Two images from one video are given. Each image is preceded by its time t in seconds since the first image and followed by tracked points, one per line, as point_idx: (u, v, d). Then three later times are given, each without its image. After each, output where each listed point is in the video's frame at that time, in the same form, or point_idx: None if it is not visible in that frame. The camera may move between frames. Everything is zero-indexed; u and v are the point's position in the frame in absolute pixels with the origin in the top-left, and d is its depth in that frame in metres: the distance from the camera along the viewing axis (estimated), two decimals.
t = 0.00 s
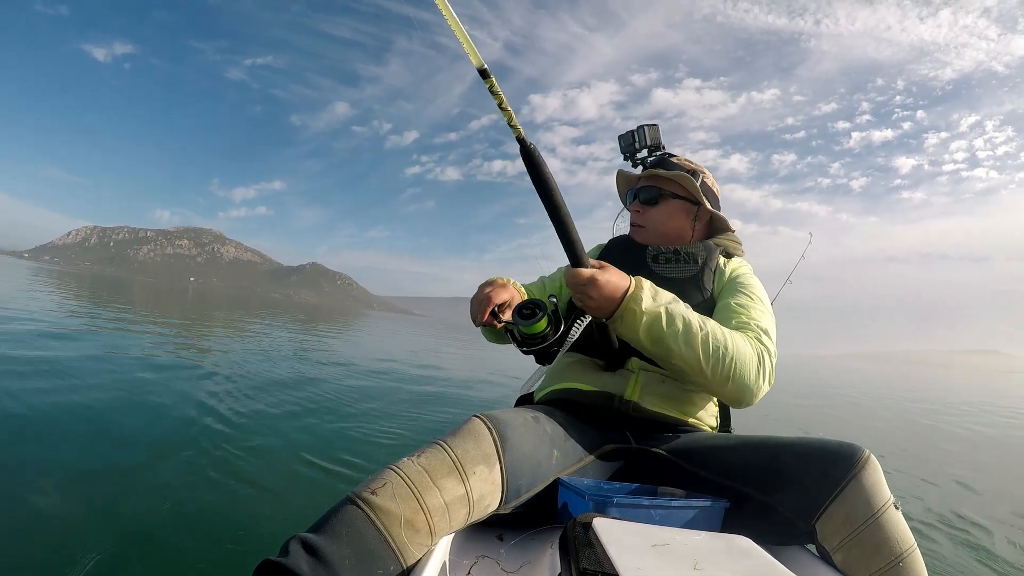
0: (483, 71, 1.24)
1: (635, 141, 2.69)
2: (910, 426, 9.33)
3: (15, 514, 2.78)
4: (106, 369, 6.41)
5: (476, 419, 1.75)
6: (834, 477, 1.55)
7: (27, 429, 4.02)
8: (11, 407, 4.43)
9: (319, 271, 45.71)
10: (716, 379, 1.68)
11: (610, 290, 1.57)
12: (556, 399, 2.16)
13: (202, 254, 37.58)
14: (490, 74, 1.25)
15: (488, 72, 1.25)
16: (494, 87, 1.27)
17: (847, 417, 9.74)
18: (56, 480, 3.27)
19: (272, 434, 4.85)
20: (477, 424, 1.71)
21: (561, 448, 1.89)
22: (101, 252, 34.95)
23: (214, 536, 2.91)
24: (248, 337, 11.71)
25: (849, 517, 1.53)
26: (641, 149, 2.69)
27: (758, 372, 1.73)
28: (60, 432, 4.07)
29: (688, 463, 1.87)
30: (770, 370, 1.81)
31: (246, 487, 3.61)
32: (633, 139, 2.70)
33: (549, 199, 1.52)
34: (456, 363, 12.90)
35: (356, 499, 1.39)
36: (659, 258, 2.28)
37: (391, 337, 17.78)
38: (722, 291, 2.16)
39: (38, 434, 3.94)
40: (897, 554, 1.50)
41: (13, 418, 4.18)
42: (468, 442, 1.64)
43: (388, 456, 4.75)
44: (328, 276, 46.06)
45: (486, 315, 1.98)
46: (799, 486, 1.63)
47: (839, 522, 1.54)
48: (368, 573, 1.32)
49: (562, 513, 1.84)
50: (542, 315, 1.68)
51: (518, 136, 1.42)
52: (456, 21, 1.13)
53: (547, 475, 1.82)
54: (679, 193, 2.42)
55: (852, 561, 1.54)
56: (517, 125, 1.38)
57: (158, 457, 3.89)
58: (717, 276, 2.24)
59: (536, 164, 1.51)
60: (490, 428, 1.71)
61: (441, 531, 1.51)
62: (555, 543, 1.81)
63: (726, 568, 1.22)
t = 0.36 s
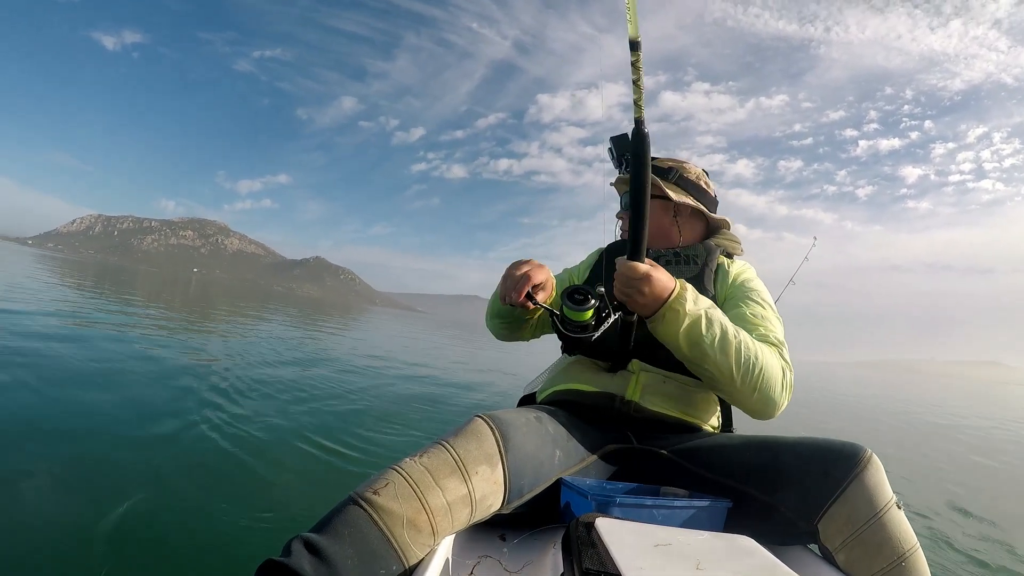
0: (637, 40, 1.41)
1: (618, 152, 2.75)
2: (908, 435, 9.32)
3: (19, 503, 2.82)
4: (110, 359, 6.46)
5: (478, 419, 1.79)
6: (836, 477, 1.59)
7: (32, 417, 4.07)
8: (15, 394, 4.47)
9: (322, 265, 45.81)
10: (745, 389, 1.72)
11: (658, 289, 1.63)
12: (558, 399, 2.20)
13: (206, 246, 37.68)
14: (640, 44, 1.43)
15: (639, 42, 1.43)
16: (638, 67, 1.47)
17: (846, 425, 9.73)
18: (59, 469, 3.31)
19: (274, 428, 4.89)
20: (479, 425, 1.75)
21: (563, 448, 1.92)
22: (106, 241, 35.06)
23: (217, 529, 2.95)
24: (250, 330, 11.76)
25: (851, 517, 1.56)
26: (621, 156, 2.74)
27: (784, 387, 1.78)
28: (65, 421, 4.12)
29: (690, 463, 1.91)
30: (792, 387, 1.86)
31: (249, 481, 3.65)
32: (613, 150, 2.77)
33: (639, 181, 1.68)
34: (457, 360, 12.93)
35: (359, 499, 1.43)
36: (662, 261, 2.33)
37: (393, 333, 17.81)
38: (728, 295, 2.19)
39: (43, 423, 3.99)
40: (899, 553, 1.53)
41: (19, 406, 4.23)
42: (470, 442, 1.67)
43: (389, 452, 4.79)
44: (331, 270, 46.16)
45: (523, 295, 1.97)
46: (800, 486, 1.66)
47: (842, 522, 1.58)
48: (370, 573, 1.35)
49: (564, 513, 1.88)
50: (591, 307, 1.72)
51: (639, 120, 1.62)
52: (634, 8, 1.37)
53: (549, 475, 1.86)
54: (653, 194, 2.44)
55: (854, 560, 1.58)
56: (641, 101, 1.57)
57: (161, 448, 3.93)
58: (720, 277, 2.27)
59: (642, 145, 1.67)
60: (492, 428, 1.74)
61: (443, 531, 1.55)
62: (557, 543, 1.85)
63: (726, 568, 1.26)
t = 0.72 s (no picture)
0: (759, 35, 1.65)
1: (607, 156, 2.78)
2: (909, 433, 9.32)
3: (23, 506, 2.82)
4: (112, 361, 6.48)
5: (483, 419, 1.80)
6: (838, 477, 1.60)
7: (36, 419, 4.08)
8: (18, 397, 4.48)
9: (324, 266, 45.87)
10: (762, 389, 1.76)
11: (700, 280, 1.66)
12: (563, 400, 2.20)
13: (208, 247, 37.72)
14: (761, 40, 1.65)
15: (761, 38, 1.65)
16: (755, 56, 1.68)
17: (846, 423, 9.73)
18: (63, 471, 3.31)
19: (277, 429, 4.90)
20: (485, 425, 1.76)
21: (567, 449, 1.93)
22: (107, 244, 35.14)
23: (221, 531, 2.96)
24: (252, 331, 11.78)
25: (853, 518, 1.57)
26: (611, 161, 2.77)
27: (797, 391, 1.84)
28: (69, 423, 4.13)
29: (694, 464, 1.91)
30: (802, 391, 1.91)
31: (253, 482, 3.66)
32: (603, 156, 2.81)
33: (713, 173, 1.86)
34: (459, 361, 12.94)
35: (365, 497, 1.44)
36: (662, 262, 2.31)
37: (394, 334, 17.82)
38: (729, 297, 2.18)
39: (46, 425, 4.00)
40: (903, 554, 1.54)
41: (23, 409, 4.25)
42: (476, 442, 1.68)
43: (391, 453, 4.80)
44: (333, 271, 46.25)
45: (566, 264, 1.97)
46: (803, 486, 1.67)
47: (844, 523, 1.58)
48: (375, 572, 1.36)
49: (567, 513, 1.89)
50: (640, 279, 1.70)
51: (735, 107, 1.80)
52: (768, 8, 1.63)
53: (552, 476, 1.87)
54: (644, 194, 2.46)
55: (858, 561, 1.58)
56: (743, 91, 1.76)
57: (165, 449, 3.95)
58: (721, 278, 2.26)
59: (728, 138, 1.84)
60: (497, 429, 1.75)
61: (448, 530, 1.55)
62: (560, 544, 1.86)
63: (728, 568, 1.26)
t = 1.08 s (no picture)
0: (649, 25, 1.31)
1: (605, 155, 2.74)
2: (919, 409, 9.27)
3: (21, 534, 2.77)
4: (114, 386, 6.46)
5: (486, 416, 1.74)
6: (841, 478, 1.55)
7: (37, 446, 4.04)
8: (18, 426, 4.44)
9: (324, 279, 45.88)
10: (739, 379, 1.70)
11: (652, 282, 1.59)
12: (563, 400, 2.16)
13: (206, 267, 37.76)
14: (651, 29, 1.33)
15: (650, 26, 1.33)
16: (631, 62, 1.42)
17: (853, 403, 9.69)
18: (62, 497, 3.25)
19: (281, 444, 4.86)
20: (487, 422, 1.70)
21: (570, 447, 1.88)
22: (105, 270, 35.17)
23: (226, 546, 2.92)
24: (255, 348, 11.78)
25: (855, 517, 1.52)
26: (609, 160, 2.73)
27: (779, 375, 1.76)
28: (70, 448, 4.09)
29: (696, 462, 1.87)
30: (789, 372, 1.83)
31: (257, 497, 3.62)
32: (600, 155, 2.77)
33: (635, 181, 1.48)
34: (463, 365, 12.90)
35: (367, 495, 1.39)
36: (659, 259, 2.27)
37: (397, 342, 17.79)
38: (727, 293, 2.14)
39: (47, 451, 3.97)
40: (906, 553, 1.49)
41: (23, 437, 4.21)
42: (478, 440, 1.63)
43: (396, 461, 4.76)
44: (333, 283, 46.28)
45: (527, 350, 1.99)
46: (805, 486, 1.62)
47: (847, 522, 1.54)
48: (376, 572, 1.31)
49: (570, 511, 1.84)
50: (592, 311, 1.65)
51: (639, 107, 1.47)
52: None
53: (555, 474, 1.82)
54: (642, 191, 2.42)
55: (859, 560, 1.54)
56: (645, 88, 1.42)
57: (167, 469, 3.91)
58: (720, 274, 2.23)
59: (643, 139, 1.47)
60: (499, 427, 1.70)
61: (450, 529, 1.50)
62: (563, 542, 1.80)
63: (732, 567, 1.21)
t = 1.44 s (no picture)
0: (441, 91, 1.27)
1: (622, 148, 2.72)
2: (925, 397, 9.23)
3: (22, 532, 2.74)
4: (114, 397, 6.43)
5: (484, 415, 1.70)
6: (839, 477, 1.51)
7: (36, 454, 4.02)
8: (18, 437, 4.41)
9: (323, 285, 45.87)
10: (712, 377, 1.65)
11: (595, 300, 1.56)
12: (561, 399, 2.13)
13: (206, 277, 37.74)
14: (449, 93, 1.30)
15: (447, 91, 1.30)
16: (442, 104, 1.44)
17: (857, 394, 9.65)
18: (64, 499, 3.23)
19: (282, 448, 4.83)
20: (485, 421, 1.66)
21: (568, 445, 1.85)
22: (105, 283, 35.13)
23: (229, 540, 2.89)
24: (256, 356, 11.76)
25: (854, 515, 1.49)
26: (625, 155, 2.71)
27: (758, 367, 1.68)
28: (69, 455, 4.06)
29: (696, 461, 1.83)
30: (771, 363, 1.74)
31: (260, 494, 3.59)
32: (617, 148, 2.75)
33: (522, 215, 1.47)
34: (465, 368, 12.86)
35: (365, 494, 1.35)
36: (662, 258, 2.24)
37: (399, 347, 17.75)
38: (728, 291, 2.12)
39: (47, 458, 3.94)
40: (904, 553, 1.45)
41: (22, 446, 4.18)
42: (476, 439, 1.59)
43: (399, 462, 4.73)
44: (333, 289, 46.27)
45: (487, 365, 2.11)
46: (804, 485, 1.59)
47: (846, 521, 1.50)
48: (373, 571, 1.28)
49: (568, 510, 1.80)
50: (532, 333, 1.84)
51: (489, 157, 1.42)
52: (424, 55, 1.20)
53: (552, 474, 1.78)
54: (657, 188, 2.39)
55: (857, 559, 1.51)
56: (479, 141, 1.37)
57: (168, 471, 3.88)
58: (722, 274, 2.20)
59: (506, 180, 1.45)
60: (498, 425, 1.66)
61: (447, 529, 1.47)
62: (561, 542, 1.77)
63: (730, 566, 1.18)
